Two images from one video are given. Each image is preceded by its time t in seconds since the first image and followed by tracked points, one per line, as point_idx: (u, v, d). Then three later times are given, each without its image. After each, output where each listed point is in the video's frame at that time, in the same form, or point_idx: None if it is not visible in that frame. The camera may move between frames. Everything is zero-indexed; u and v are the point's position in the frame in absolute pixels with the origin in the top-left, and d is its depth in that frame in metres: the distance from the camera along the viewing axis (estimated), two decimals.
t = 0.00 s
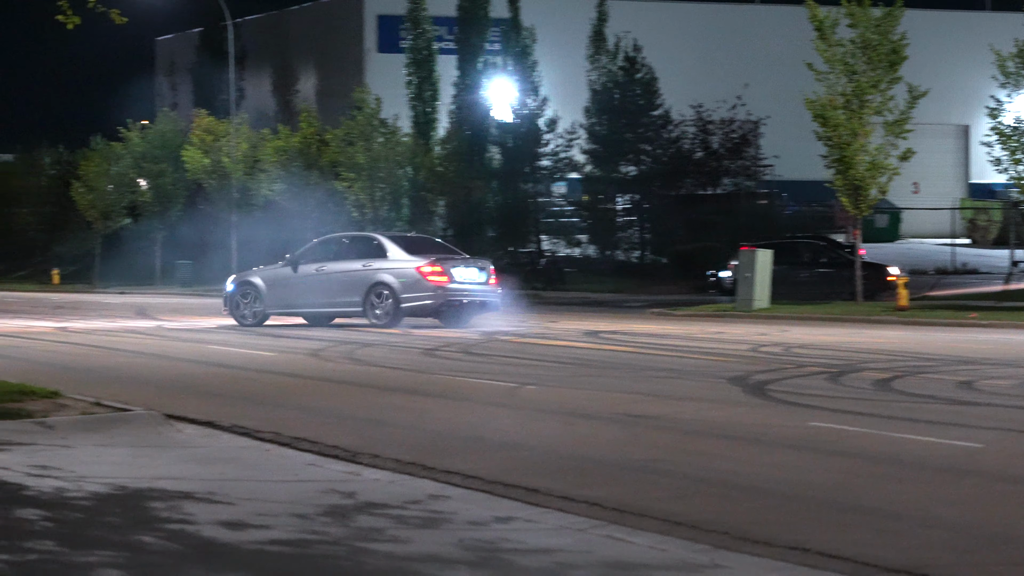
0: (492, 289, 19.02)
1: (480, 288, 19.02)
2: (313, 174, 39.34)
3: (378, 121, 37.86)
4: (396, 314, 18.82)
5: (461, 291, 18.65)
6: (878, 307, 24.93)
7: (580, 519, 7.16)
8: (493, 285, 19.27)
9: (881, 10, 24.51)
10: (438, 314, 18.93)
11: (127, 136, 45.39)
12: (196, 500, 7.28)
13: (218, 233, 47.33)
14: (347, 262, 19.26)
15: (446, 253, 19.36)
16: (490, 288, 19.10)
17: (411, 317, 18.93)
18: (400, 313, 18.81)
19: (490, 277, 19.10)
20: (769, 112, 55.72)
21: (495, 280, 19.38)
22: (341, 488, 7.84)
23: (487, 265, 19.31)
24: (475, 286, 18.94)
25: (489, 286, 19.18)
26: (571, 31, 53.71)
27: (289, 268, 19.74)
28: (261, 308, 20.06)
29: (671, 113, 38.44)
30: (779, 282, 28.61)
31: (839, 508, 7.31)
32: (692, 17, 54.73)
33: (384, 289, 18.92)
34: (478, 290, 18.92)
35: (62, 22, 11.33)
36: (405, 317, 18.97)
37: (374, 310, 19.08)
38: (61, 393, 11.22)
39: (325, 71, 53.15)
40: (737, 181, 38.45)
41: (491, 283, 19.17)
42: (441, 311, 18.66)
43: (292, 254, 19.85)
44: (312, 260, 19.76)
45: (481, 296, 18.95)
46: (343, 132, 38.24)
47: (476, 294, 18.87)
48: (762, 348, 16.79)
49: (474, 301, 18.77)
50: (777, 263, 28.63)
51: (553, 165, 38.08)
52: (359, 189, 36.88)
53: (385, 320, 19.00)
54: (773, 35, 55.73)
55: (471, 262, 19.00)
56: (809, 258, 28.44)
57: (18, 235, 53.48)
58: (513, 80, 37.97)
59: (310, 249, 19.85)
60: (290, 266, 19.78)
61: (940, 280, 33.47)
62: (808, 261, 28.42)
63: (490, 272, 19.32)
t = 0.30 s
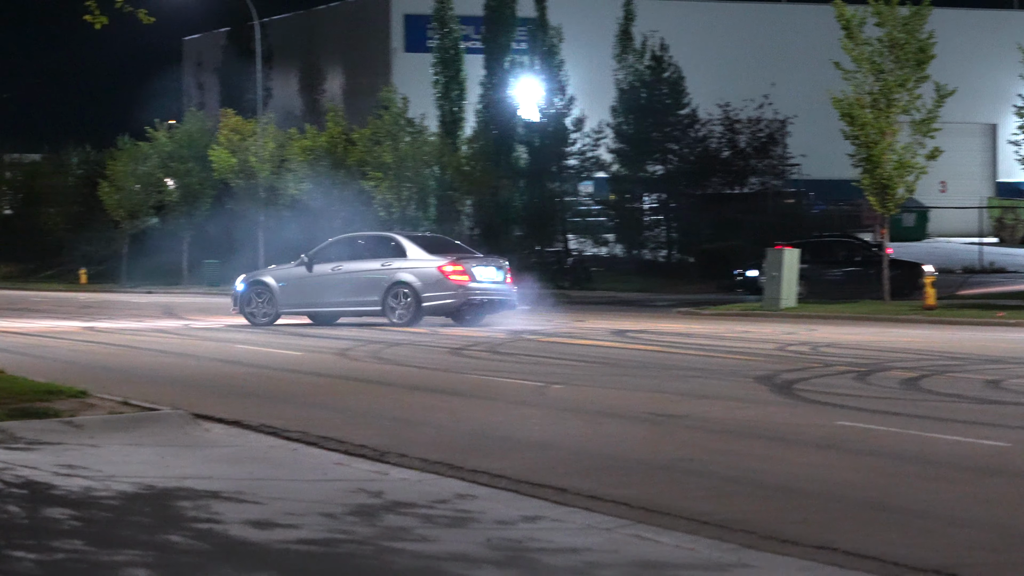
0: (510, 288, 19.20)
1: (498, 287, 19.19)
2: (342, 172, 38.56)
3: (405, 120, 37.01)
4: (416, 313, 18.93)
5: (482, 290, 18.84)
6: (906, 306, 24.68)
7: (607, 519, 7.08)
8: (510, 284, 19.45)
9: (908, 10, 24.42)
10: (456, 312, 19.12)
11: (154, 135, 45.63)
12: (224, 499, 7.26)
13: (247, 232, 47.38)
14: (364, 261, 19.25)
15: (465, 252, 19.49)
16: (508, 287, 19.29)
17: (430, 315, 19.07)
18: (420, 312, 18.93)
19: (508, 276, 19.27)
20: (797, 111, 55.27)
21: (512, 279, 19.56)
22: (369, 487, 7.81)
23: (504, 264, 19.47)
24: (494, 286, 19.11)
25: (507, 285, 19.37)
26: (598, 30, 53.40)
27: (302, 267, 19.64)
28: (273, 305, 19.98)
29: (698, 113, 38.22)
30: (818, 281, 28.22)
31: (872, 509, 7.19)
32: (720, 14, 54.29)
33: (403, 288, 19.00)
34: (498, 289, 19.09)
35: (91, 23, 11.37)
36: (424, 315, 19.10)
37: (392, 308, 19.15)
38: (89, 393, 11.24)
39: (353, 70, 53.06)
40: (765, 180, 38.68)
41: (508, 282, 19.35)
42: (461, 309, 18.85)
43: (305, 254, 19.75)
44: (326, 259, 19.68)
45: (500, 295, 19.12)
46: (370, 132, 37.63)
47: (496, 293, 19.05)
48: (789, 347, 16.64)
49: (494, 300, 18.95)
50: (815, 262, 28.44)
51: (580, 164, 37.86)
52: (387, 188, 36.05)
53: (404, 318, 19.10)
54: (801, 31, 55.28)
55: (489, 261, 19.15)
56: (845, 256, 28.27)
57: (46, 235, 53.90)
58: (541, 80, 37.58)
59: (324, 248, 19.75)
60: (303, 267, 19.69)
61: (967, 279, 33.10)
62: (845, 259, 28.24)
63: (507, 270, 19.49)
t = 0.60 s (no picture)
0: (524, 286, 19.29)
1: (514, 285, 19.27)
2: (370, 170, 38.21)
3: (435, 120, 36.79)
4: (435, 312, 18.97)
5: (500, 289, 18.90)
6: (935, 306, 24.43)
7: (635, 518, 7.00)
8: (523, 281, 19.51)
9: (938, 8, 24.17)
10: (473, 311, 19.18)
11: (185, 134, 45.82)
12: (252, 498, 7.24)
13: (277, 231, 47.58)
14: (381, 260, 19.25)
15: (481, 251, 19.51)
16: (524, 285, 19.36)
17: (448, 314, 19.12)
18: (439, 311, 18.97)
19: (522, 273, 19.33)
20: (827, 110, 54.86)
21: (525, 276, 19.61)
22: (398, 486, 7.77)
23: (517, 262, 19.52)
24: (511, 284, 19.18)
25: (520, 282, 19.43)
26: (628, 26, 53.17)
27: (316, 266, 19.59)
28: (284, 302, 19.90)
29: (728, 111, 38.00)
30: (857, 280, 27.96)
31: (903, 508, 7.06)
32: (751, 10, 53.91)
33: (421, 287, 19.01)
34: (514, 288, 19.17)
35: (122, 21, 11.38)
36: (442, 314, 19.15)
37: (410, 307, 19.14)
38: (120, 391, 11.28)
39: (383, 70, 53.08)
40: (795, 179, 37.98)
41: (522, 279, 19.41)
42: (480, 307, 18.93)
43: (319, 252, 19.69)
44: (340, 258, 19.64)
45: (517, 293, 19.21)
46: (401, 130, 37.23)
47: (513, 291, 19.13)
48: (819, 347, 16.47)
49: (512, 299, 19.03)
50: (855, 261, 28.02)
51: (610, 163, 37.82)
52: (416, 186, 35.96)
53: (422, 317, 19.13)
54: (832, 28, 54.89)
55: (505, 259, 19.20)
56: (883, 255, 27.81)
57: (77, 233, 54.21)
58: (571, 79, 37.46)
59: (337, 246, 19.70)
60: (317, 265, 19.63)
61: (997, 279, 32.75)
62: (885, 258, 27.80)
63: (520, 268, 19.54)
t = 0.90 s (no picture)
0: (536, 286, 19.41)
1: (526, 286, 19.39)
2: (391, 173, 37.63)
3: (458, 120, 36.21)
4: (449, 313, 19.08)
5: (516, 290, 19.00)
6: (960, 307, 24.19)
7: (659, 520, 6.94)
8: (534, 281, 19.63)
9: (961, 9, 23.95)
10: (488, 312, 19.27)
11: (207, 135, 45.99)
12: (277, 500, 7.21)
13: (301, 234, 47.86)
14: (392, 262, 19.27)
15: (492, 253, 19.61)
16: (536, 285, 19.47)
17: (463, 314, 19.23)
18: (453, 311, 19.07)
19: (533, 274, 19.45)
20: (852, 110, 54.46)
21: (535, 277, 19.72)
22: (423, 488, 7.73)
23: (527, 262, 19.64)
24: (524, 285, 19.30)
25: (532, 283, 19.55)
26: (651, 26, 53.02)
27: (326, 268, 19.54)
28: (291, 301, 19.84)
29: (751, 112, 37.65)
30: (888, 282, 27.69)
31: (932, 511, 6.94)
32: (775, 9, 53.64)
33: (435, 288, 19.12)
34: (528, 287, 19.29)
35: (145, 24, 11.40)
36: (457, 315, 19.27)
37: (425, 309, 19.23)
38: (144, 393, 11.30)
39: (406, 72, 53.16)
40: (818, 180, 36.98)
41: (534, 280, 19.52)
42: (494, 308, 19.02)
43: (328, 254, 19.64)
44: (352, 259, 19.58)
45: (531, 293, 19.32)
46: (421, 131, 36.44)
47: (527, 292, 19.24)
48: (843, 349, 16.33)
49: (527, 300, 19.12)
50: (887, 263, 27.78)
51: (633, 164, 37.83)
52: (438, 187, 35.34)
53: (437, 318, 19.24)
54: (855, 27, 54.58)
55: (517, 260, 19.31)
56: (914, 255, 27.51)
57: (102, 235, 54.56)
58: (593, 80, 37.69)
59: (348, 247, 19.63)
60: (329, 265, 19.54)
61: None
62: (917, 259, 27.49)
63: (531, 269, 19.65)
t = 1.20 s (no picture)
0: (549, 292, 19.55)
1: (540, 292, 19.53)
2: (421, 181, 37.03)
3: (489, 127, 35.82)
4: (468, 320, 19.19)
5: (533, 296, 19.11)
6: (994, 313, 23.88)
7: (691, 527, 6.85)
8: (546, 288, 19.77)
9: (994, 14, 23.67)
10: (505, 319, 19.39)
11: (239, 144, 46.10)
12: (308, 507, 7.18)
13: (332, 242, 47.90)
14: (408, 270, 19.30)
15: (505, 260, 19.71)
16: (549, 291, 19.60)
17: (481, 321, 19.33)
18: (471, 318, 19.17)
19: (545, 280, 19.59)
20: (884, 114, 54.04)
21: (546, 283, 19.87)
22: (454, 495, 7.69)
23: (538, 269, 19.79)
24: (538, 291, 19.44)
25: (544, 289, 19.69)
26: (682, 30, 52.79)
27: (338, 275, 19.47)
28: (303, 309, 19.66)
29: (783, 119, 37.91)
30: (930, 288, 27.25)
31: (971, 518, 6.82)
32: (807, 12, 53.19)
33: (452, 294, 19.20)
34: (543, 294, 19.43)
35: (177, 31, 11.44)
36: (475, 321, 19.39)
37: (443, 317, 19.32)
38: (175, 401, 11.32)
39: (437, 80, 53.23)
40: (850, 187, 37.42)
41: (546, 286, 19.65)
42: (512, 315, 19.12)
43: (342, 262, 19.59)
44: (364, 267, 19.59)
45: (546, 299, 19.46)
46: (452, 139, 36.02)
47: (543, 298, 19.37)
48: (875, 355, 16.15)
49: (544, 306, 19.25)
50: (928, 269, 27.33)
51: (664, 171, 37.49)
52: (469, 195, 34.85)
53: (456, 325, 19.34)
54: (888, 30, 54.12)
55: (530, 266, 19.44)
56: (957, 260, 27.30)
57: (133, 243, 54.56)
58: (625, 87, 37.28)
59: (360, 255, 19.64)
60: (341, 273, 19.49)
61: None
62: (960, 264, 27.26)
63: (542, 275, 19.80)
